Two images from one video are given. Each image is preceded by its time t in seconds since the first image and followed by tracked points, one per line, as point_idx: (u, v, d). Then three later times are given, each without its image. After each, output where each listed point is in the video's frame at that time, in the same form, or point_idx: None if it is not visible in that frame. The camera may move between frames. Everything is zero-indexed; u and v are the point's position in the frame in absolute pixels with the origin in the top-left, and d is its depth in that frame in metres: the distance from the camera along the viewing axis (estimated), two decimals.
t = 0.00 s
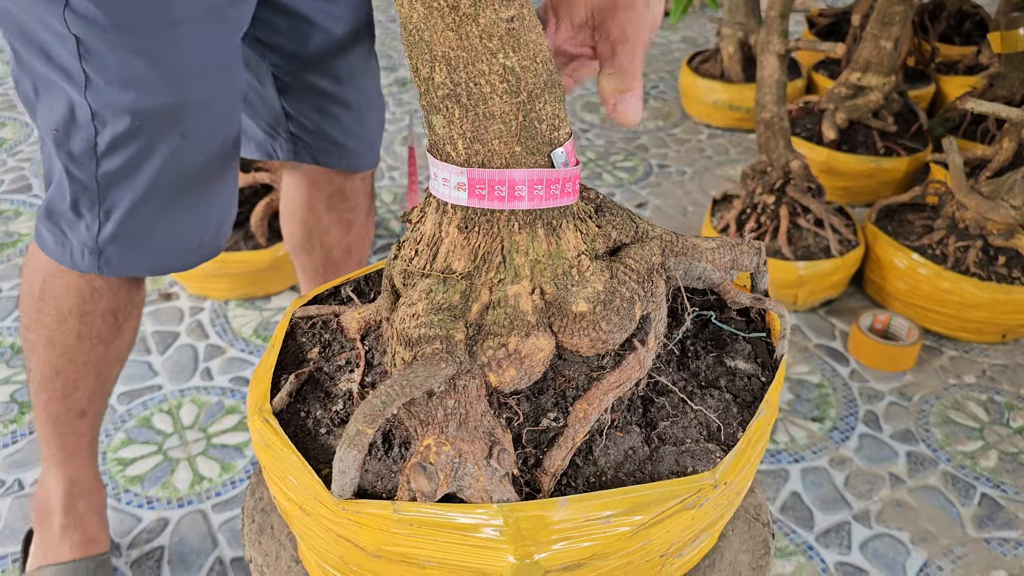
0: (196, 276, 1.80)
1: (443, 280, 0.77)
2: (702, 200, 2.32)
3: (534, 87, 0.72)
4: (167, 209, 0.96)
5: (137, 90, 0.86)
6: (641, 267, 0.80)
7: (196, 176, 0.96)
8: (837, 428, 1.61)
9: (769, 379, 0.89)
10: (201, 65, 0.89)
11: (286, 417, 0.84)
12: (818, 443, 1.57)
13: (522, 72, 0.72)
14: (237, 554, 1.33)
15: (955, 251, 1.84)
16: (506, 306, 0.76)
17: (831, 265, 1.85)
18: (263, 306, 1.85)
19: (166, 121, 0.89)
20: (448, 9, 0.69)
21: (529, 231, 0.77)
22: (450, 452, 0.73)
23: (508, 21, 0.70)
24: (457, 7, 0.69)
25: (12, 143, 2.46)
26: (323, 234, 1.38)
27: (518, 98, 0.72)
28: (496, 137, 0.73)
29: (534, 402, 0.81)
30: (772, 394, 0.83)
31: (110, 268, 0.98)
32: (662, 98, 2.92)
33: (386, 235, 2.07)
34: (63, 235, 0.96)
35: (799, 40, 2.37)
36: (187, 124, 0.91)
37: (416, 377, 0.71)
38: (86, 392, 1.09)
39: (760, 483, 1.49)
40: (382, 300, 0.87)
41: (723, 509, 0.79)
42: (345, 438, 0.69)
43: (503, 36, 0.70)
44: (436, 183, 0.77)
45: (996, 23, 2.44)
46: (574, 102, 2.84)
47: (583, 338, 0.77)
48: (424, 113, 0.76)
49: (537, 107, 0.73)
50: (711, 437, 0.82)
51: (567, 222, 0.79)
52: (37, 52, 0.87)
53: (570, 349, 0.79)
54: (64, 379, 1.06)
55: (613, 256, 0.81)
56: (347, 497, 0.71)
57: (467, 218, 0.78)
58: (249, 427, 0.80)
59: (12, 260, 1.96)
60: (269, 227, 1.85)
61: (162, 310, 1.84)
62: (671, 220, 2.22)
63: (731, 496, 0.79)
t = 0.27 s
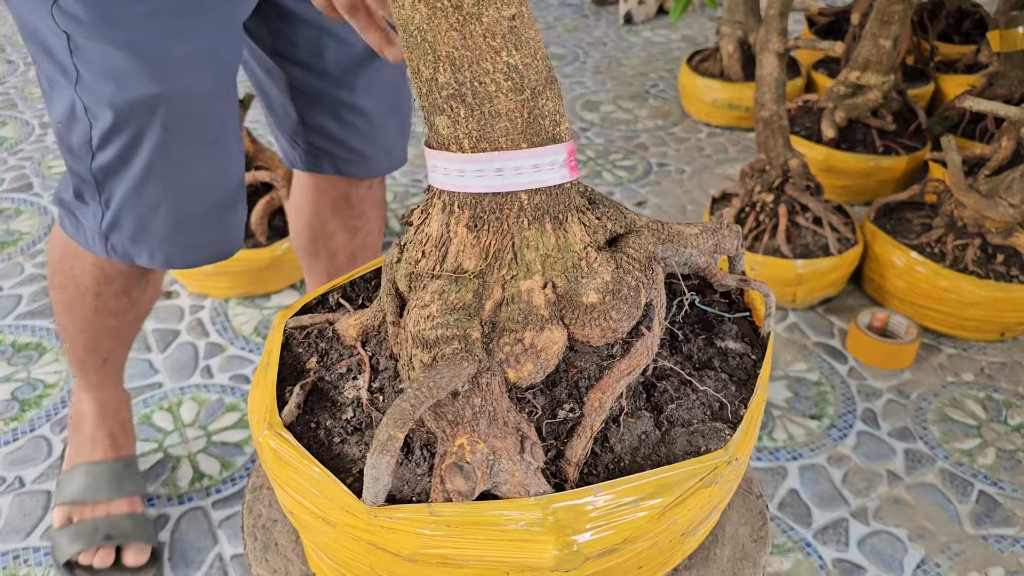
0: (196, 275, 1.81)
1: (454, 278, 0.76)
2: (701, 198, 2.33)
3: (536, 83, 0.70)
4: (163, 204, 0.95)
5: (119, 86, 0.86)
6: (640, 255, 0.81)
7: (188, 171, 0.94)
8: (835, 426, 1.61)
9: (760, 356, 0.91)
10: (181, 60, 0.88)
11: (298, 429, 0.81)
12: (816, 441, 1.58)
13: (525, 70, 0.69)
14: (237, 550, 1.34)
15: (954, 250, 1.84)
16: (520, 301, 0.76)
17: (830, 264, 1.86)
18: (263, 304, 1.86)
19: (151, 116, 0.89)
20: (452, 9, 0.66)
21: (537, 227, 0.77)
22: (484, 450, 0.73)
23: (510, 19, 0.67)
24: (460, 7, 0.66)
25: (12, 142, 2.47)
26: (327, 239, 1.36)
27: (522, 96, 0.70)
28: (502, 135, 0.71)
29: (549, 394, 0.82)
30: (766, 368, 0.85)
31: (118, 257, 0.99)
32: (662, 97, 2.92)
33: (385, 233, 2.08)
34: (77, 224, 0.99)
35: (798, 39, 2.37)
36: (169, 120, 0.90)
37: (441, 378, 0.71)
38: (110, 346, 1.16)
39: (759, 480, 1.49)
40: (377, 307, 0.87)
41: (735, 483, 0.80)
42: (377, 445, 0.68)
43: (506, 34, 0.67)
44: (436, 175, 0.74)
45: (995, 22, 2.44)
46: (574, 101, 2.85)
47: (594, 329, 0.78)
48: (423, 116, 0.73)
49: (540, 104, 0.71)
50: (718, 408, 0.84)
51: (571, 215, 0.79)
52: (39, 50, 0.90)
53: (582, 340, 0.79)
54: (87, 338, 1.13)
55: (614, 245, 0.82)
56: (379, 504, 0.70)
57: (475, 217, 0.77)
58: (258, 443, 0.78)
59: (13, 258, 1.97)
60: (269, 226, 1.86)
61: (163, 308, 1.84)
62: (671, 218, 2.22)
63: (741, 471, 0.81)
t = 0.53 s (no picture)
0: (197, 273, 1.82)
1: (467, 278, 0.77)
2: (701, 197, 2.33)
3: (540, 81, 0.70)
4: (95, 203, 0.97)
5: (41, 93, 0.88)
6: (639, 247, 0.84)
7: (119, 176, 0.96)
8: (834, 424, 1.62)
9: (749, 336, 0.92)
10: (98, 72, 0.87)
11: (313, 441, 0.79)
12: (814, 439, 1.58)
13: (528, 69, 0.69)
14: (237, 547, 1.34)
15: (952, 248, 1.85)
16: (533, 297, 0.77)
17: (829, 262, 1.86)
18: (264, 303, 1.86)
19: (74, 124, 0.90)
20: (456, 11, 0.65)
21: (546, 223, 0.77)
22: (518, 447, 0.73)
23: (512, 19, 0.67)
24: (465, 8, 0.65)
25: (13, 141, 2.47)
26: (311, 241, 1.35)
27: (527, 95, 0.69)
28: (508, 134, 0.70)
29: (563, 387, 0.82)
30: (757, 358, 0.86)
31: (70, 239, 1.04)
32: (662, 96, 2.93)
33: (385, 232, 2.08)
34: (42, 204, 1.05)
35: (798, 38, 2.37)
36: (90, 129, 0.90)
37: (468, 379, 0.71)
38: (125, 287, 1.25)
39: (758, 478, 1.50)
40: (375, 313, 0.87)
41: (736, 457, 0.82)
42: (411, 450, 0.67)
43: (509, 34, 0.67)
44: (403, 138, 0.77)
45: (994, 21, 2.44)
46: (574, 100, 2.85)
47: (603, 320, 0.80)
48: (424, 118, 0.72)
49: (544, 102, 0.71)
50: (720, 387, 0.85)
51: (575, 209, 0.79)
52: None
53: (592, 332, 0.81)
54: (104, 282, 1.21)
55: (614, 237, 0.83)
56: (413, 510, 0.69)
57: (485, 216, 0.76)
58: (273, 461, 0.75)
59: (14, 257, 1.98)
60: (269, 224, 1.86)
61: (164, 307, 1.85)
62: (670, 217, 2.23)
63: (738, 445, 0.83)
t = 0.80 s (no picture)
0: (197, 272, 1.82)
1: (482, 278, 0.77)
2: (700, 196, 2.34)
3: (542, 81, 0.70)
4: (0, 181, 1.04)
5: None
6: (636, 238, 0.85)
7: (20, 157, 1.02)
8: (832, 422, 1.62)
9: (733, 315, 0.97)
10: None
11: (335, 456, 0.78)
12: (813, 438, 1.59)
13: (533, 69, 0.69)
14: (238, 545, 1.35)
15: (951, 247, 1.85)
16: (548, 295, 0.79)
17: (828, 262, 1.87)
18: (264, 302, 1.86)
19: None
20: (464, 15, 0.64)
21: (557, 221, 0.78)
22: (556, 442, 0.74)
23: (515, 21, 0.67)
24: (472, 12, 0.64)
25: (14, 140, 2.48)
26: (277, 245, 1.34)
27: (533, 95, 0.70)
28: (518, 135, 0.71)
29: (577, 380, 0.84)
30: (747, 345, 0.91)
31: None
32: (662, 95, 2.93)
33: (386, 231, 2.09)
34: None
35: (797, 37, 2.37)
36: None
37: (500, 380, 0.73)
38: (95, 256, 1.24)
39: (756, 476, 1.50)
40: (377, 321, 0.87)
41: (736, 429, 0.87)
42: (453, 455, 0.68)
43: (513, 36, 0.67)
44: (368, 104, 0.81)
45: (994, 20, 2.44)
46: (573, 99, 2.85)
47: (614, 312, 0.83)
48: (429, 123, 0.72)
49: (548, 101, 0.71)
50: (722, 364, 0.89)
51: (579, 206, 0.81)
52: None
53: (601, 323, 0.83)
54: (73, 247, 1.21)
55: (615, 233, 0.85)
56: (454, 514, 0.69)
57: (497, 218, 0.76)
58: (297, 483, 0.73)
59: (15, 256, 1.98)
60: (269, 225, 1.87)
61: (165, 306, 1.85)
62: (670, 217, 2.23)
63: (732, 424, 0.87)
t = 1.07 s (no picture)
0: (198, 270, 1.82)
1: (498, 273, 0.78)
2: (701, 194, 2.34)
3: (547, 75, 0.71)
4: None
5: None
6: (634, 226, 0.86)
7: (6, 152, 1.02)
8: (833, 420, 1.62)
9: (718, 294, 0.99)
10: None
11: (363, 465, 0.78)
12: (814, 435, 1.59)
13: (538, 63, 0.69)
14: (239, 542, 1.35)
15: (952, 245, 1.85)
16: (563, 286, 0.79)
17: (828, 259, 1.87)
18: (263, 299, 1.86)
19: None
20: (471, 11, 0.64)
21: (567, 212, 0.78)
22: (593, 431, 0.74)
23: (519, 15, 0.67)
24: (480, 8, 0.64)
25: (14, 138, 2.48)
26: (247, 240, 1.34)
27: (540, 89, 0.70)
28: (529, 130, 0.71)
29: (590, 370, 0.85)
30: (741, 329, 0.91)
31: None
32: (662, 93, 2.93)
33: (386, 229, 2.09)
34: None
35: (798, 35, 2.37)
36: None
37: (531, 374, 0.73)
38: (88, 249, 1.24)
39: (756, 474, 1.50)
40: (382, 326, 0.86)
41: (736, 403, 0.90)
42: (495, 451, 0.69)
43: (520, 31, 0.67)
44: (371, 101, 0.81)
45: (995, 18, 2.44)
46: (574, 97, 2.85)
47: (622, 299, 0.83)
48: (436, 121, 0.71)
49: (553, 95, 0.72)
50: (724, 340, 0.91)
51: (585, 197, 0.81)
52: None
53: (612, 311, 0.84)
54: (65, 240, 1.20)
55: (617, 223, 0.85)
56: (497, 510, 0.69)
57: (510, 214, 0.76)
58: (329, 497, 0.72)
59: (15, 254, 1.98)
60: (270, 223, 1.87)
61: (165, 304, 1.85)
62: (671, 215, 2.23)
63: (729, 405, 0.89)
